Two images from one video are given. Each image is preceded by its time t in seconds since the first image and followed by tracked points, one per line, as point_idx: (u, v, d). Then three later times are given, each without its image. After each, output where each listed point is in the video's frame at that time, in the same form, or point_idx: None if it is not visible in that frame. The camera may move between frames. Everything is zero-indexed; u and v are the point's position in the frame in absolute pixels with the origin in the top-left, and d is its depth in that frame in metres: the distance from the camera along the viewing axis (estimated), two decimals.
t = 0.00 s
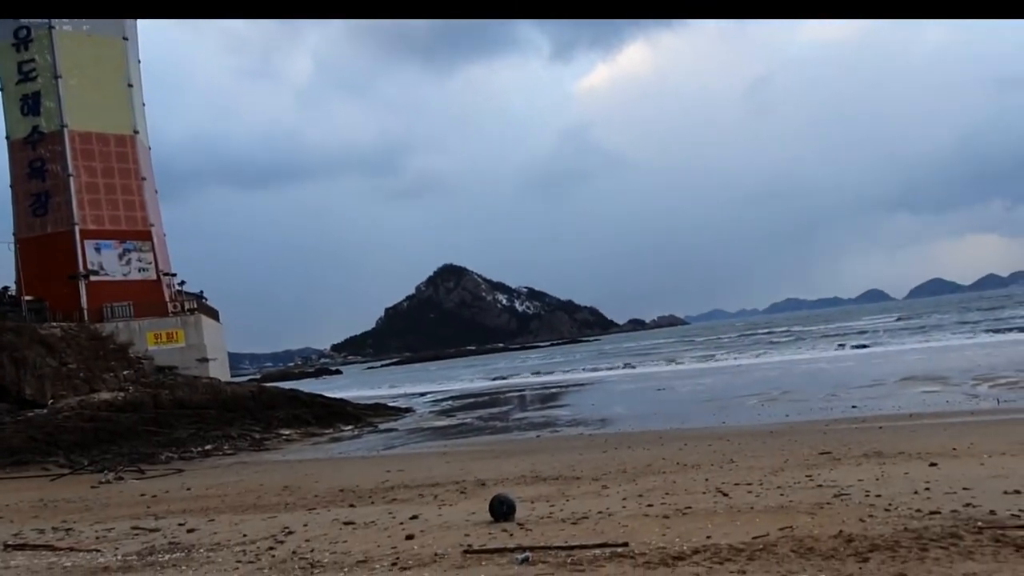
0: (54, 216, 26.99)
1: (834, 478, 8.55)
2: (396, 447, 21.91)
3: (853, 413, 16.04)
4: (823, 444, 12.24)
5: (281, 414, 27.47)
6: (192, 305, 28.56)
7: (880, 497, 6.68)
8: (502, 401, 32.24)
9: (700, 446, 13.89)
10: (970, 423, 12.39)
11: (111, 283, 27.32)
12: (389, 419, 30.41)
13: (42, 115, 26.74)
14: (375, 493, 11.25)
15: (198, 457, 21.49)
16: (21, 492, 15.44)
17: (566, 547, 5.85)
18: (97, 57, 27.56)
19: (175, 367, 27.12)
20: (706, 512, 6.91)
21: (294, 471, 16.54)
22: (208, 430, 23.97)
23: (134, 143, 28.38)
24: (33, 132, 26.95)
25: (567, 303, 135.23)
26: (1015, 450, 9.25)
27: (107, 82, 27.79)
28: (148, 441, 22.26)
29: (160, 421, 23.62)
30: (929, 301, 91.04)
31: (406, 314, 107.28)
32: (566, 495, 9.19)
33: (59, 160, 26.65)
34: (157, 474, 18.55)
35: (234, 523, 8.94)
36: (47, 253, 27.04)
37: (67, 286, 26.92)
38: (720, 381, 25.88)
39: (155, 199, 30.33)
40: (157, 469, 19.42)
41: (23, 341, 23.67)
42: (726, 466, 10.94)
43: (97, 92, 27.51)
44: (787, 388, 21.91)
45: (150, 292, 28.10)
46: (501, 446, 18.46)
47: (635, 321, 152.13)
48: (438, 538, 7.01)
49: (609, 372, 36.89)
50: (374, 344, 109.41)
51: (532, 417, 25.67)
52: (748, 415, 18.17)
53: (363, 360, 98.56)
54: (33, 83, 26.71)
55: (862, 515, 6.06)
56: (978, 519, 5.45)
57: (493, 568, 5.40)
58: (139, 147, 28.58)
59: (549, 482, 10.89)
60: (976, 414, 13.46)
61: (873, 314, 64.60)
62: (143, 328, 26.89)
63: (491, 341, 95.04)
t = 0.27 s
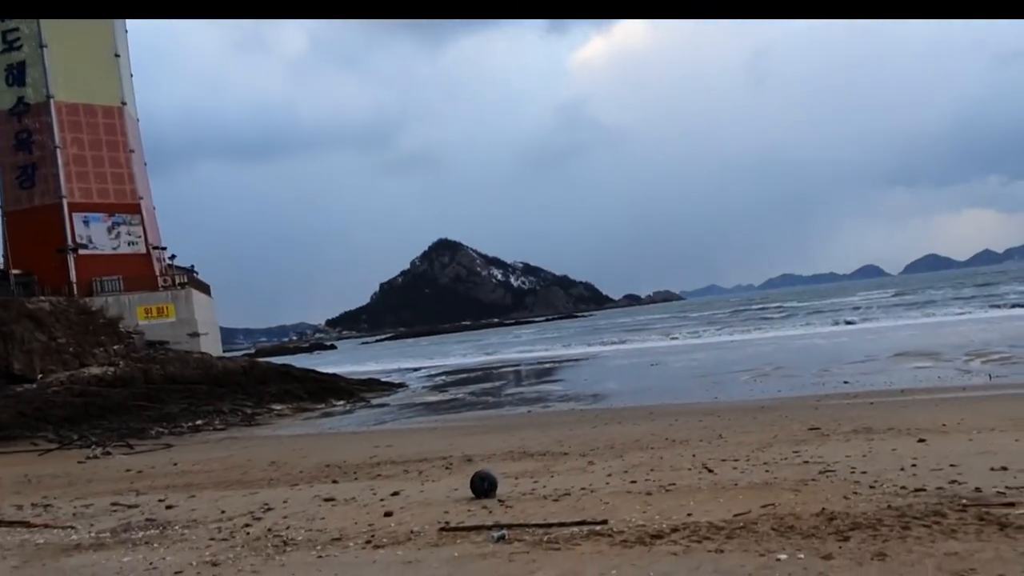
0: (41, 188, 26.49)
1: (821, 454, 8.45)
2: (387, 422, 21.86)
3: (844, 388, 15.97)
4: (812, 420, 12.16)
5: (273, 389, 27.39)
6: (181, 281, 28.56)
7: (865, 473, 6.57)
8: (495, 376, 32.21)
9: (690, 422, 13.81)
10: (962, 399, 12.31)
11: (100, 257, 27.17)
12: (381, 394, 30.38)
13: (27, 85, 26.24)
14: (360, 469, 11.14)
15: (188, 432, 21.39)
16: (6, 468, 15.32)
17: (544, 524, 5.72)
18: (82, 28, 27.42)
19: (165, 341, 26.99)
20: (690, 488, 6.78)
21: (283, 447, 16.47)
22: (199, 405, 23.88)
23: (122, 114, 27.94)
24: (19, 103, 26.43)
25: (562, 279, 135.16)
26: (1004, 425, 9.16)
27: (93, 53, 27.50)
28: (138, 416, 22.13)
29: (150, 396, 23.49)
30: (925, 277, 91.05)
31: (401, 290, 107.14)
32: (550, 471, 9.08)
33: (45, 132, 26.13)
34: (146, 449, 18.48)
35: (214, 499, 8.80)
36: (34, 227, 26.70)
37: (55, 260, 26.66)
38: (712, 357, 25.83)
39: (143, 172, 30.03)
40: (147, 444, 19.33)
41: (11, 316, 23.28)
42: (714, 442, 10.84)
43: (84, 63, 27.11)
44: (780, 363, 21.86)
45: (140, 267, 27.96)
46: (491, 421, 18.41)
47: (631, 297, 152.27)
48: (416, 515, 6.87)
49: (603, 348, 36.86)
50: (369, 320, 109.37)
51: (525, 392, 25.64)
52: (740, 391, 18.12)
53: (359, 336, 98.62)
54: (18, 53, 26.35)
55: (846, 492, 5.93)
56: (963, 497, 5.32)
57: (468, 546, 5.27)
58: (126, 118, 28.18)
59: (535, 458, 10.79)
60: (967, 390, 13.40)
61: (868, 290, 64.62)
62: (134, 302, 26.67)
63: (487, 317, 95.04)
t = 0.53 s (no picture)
0: (21, 166, 25.88)
1: (805, 437, 8.33)
2: (373, 403, 21.74)
3: (832, 369, 15.91)
4: (798, 401, 12.08)
5: (259, 370, 27.21)
6: (166, 260, 28.00)
7: (847, 457, 6.44)
8: (484, 357, 32.10)
9: (676, 403, 13.72)
10: (949, 380, 12.24)
11: (83, 237, 26.74)
12: (369, 375, 30.26)
13: (7, 62, 25.76)
14: (340, 453, 10.99)
15: (173, 414, 21.21)
16: None
17: (519, 511, 5.57)
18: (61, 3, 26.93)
19: (150, 322, 26.55)
20: (669, 473, 6.65)
21: (266, 429, 16.33)
22: (185, 386, 23.67)
23: (103, 91, 27.61)
24: None
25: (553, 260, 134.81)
26: (989, 407, 9.07)
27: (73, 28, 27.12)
28: (123, 398, 21.93)
29: (135, 377, 23.28)
30: (915, 258, 91.19)
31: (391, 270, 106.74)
32: (531, 455, 8.95)
33: (25, 109, 25.62)
34: (129, 431, 18.30)
35: (188, 484, 8.62)
36: (15, 206, 26.05)
37: (38, 240, 26.06)
38: (701, 337, 25.79)
39: (126, 150, 29.63)
40: (130, 426, 19.16)
41: None
42: (699, 424, 10.74)
43: (65, 39, 26.71)
44: (768, 344, 21.80)
45: (124, 246, 27.65)
46: (478, 402, 18.31)
47: (622, 278, 152.27)
48: (391, 501, 6.71)
49: (592, 328, 36.78)
50: (359, 300, 109.02)
51: (512, 373, 25.56)
52: (727, 372, 18.06)
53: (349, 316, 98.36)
54: None
55: (827, 477, 5.80)
56: (945, 483, 5.20)
57: (439, 535, 5.13)
58: (108, 95, 27.83)
59: (518, 440, 10.66)
60: (954, 370, 13.34)
61: (858, 270, 64.75)
62: (118, 282, 26.25)
63: (477, 297, 94.83)
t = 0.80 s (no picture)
0: (15, 156, 25.65)
1: (798, 433, 8.14)
2: (367, 397, 21.60)
3: (829, 365, 15.77)
4: (793, 397, 11.92)
5: (254, 362, 27.05)
6: (162, 251, 27.73)
7: (841, 454, 6.27)
8: (481, 350, 31.97)
9: (671, 398, 13.57)
10: (946, 376, 12.10)
11: (78, 228, 26.44)
12: (365, 368, 30.12)
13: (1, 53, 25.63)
14: (328, 447, 10.83)
15: (166, 406, 21.06)
16: None
17: (501, 509, 5.41)
18: None
19: (145, 314, 26.46)
20: (658, 469, 6.47)
21: (258, 422, 16.19)
22: (179, 378, 23.52)
23: (98, 81, 27.33)
24: None
25: (552, 254, 134.61)
26: (987, 403, 8.90)
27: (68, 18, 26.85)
28: (116, 389, 21.76)
29: (129, 368, 23.10)
30: (915, 254, 91.05)
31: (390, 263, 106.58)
32: (520, 450, 8.77)
33: (18, 99, 25.37)
34: (120, 423, 18.16)
35: (170, 478, 8.45)
36: (9, 196, 25.83)
37: (32, 230, 25.87)
38: (698, 332, 25.64)
39: (122, 140, 29.32)
40: (121, 417, 19.01)
41: None
42: (692, 419, 10.57)
43: (60, 29, 26.44)
44: (766, 338, 21.66)
45: (119, 237, 27.29)
46: (471, 396, 18.16)
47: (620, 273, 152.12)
48: (372, 496, 6.54)
49: (590, 322, 36.64)
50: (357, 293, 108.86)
51: (509, 366, 25.43)
52: (723, 366, 17.92)
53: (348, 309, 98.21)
54: None
55: (819, 474, 5.63)
56: (940, 482, 5.02)
57: (417, 533, 4.96)
58: (103, 85, 27.57)
59: (508, 435, 10.50)
60: (952, 366, 13.20)
61: (857, 266, 64.60)
62: (113, 274, 26.07)
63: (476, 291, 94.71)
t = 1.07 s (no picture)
0: None
1: (781, 428, 7.99)
2: (350, 389, 21.39)
3: (815, 357, 15.67)
4: (779, 390, 11.79)
5: (238, 354, 26.76)
6: (144, 242, 27.33)
7: (824, 451, 6.10)
8: (468, 342, 31.78)
9: (656, 391, 13.41)
10: (932, 369, 12.01)
11: (59, 218, 26.02)
12: (351, 360, 29.89)
13: None
14: (305, 442, 10.61)
15: (147, 398, 20.77)
16: None
17: (473, 509, 5.23)
18: None
19: (128, 305, 26.11)
20: (637, 467, 6.31)
21: (238, 416, 15.96)
22: (161, 370, 23.21)
23: (79, 68, 27.02)
24: None
25: (541, 244, 134.53)
26: (973, 398, 8.77)
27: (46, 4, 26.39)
28: (98, 381, 21.43)
29: (110, 360, 22.75)
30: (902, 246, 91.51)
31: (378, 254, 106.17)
32: (499, 446, 8.59)
33: None
34: (100, 416, 17.88)
35: (140, 475, 8.24)
36: None
37: (11, 221, 25.38)
38: (685, 323, 25.54)
39: (102, 129, 28.91)
40: (101, 411, 18.71)
41: None
42: (675, 413, 10.43)
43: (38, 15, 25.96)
44: (752, 330, 21.57)
45: (102, 227, 26.91)
46: (456, 389, 17.98)
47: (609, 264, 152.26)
48: (343, 495, 6.35)
49: (578, 314, 36.51)
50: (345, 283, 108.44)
51: (495, 358, 25.25)
52: (710, 358, 17.79)
53: (336, 300, 97.78)
54: None
55: (800, 474, 5.46)
56: (924, 482, 4.86)
57: (382, 535, 4.77)
58: (84, 73, 27.23)
59: (490, 430, 10.32)
60: (938, 359, 13.10)
61: (844, 257, 64.80)
62: (94, 265, 25.73)
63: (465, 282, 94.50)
